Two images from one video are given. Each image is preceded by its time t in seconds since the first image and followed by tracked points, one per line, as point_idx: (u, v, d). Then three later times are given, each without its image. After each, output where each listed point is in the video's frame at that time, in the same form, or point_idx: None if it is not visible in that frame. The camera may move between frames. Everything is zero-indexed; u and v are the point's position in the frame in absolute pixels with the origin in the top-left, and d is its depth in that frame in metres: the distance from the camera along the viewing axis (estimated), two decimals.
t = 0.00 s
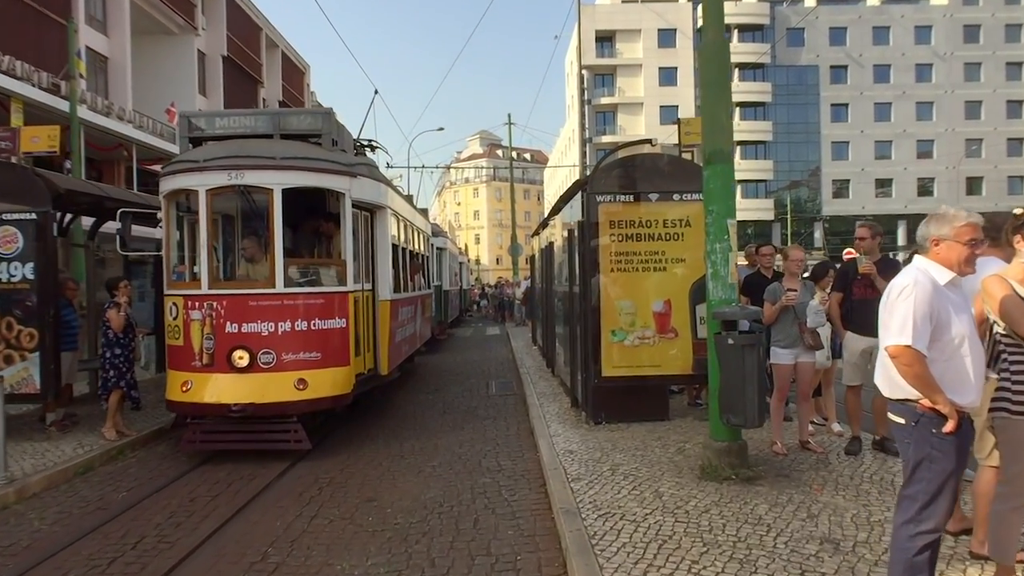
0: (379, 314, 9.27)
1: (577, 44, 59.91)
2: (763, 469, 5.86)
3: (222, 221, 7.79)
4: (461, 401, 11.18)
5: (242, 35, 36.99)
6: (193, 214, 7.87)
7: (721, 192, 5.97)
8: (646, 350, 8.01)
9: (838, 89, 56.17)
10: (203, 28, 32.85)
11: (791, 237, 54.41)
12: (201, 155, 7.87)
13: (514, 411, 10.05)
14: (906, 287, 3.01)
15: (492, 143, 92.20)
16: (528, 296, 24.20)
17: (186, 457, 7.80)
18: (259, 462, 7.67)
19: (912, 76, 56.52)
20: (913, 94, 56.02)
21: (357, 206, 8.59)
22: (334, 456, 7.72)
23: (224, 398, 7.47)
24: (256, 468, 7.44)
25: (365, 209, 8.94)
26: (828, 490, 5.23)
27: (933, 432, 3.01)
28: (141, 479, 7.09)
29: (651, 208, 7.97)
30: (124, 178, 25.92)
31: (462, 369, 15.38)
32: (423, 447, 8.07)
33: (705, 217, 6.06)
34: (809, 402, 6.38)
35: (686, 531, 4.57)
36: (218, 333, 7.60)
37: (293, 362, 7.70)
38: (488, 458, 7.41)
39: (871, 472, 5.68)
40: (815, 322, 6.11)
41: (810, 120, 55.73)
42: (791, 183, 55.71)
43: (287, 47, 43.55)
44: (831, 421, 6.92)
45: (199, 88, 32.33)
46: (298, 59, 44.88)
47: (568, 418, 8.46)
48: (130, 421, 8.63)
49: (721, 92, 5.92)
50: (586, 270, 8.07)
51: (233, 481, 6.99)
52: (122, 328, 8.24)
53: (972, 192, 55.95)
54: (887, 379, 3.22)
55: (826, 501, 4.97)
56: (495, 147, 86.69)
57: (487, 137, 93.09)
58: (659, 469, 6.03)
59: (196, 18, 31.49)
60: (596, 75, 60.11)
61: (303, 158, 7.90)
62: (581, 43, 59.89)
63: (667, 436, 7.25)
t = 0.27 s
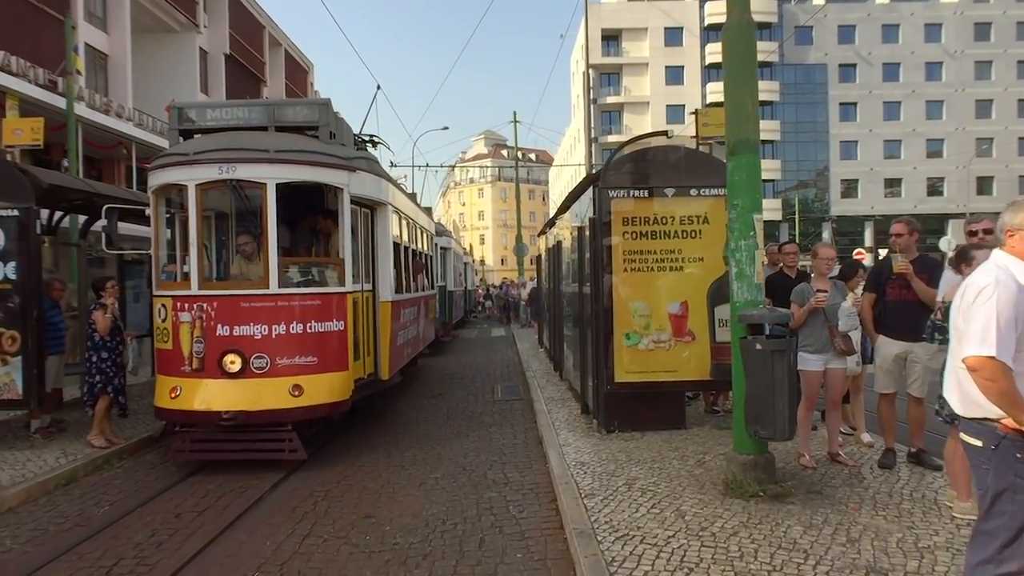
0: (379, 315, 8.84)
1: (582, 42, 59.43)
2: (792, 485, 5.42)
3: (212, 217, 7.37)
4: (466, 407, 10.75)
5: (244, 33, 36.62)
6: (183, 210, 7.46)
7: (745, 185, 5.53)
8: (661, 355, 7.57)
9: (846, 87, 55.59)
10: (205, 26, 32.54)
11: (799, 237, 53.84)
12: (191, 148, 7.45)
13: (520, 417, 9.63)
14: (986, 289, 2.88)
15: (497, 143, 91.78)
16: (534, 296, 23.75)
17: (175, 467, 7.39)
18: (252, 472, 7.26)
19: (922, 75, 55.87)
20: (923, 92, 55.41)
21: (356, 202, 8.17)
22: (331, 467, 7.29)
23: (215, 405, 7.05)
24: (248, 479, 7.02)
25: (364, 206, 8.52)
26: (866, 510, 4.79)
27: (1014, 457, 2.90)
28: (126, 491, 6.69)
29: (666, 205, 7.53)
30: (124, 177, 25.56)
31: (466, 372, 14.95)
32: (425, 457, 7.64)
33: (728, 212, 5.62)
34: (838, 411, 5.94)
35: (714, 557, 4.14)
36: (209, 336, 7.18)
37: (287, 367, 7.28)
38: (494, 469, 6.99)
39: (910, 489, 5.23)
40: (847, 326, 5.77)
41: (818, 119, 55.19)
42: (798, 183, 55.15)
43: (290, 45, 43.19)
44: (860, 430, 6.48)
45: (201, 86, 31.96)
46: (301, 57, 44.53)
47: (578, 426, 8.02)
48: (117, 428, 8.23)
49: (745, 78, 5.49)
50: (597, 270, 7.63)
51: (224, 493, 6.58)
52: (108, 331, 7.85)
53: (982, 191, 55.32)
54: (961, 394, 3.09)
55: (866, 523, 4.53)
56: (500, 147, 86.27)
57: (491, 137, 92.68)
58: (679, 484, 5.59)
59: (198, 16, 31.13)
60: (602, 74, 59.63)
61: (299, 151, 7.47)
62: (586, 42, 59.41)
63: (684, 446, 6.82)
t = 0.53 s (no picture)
0: (377, 317, 8.44)
1: (587, 41, 58.98)
2: (821, 501, 4.98)
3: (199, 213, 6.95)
4: (468, 411, 10.33)
5: (246, 32, 36.29)
6: (169, 206, 7.04)
7: (769, 175, 5.10)
8: (674, 359, 7.15)
9: (853, 85, 55.05)
10: (206, 23, 32.19)
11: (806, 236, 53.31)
12: (177, 140, 7.04)
13: (525, 423, 9.21)
14: None
15: (501, 142, 91.37)
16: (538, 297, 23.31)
17: (160, 478, 6.98)
18: (240, 483, 6.85)
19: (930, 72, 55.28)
20: (931, 90, 54.84)
21: (352, 197, 7.76)
22: (325, 477, 6.87)
23: (201, 412, 6.64)
24: (236, 491, 6.61)
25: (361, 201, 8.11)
26: (906, 532, 4.35)
27: None
28: (106, 504, 6.28)
29: (680, 199, 7.12)
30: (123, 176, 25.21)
31: (469, 374, 14.54)
32: (424, 466, 7.22)
33: (750, 206, 5.19)
34: (867, 420, 5.53)
35: None
36: (195, 338, 6.78)
37: (279, 371, 6.88)
38: (497, 480, 6.57)
39: (950, 506, 4.79)
40: (877, 329, 5.31)
41: (825, 117, 54.65)
42: (805, 182, 54.63)
43: (292, 44, 42.86)
44: (889, 440, 6.06)
45: (202, 84, 31.60)
46: (304, 56, 44.18)
47: (586, 434, 7.60)
48: (100, 435, 7.83)
49: (767, 59, 5.06)
50: (606, 268, 7.21)
51: (209, 507, 6.17)
52: (92, 333, 7.42)
53: (991, 190, 54.70)
54: None
55: (907, 548, 4.10)
56: (504, 147, 85.86)
57: (496, 136, 92.29)
58: (697, 501, 5.17)
59: (199, 13, 30.78)
60: (607, 72, 59.18)
61: (290, 143, 7.06)
62: (591, 40, 58.96)
63: (699, 457, 6.39)
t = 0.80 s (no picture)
0: (374, 320, 8.02)
1: (593, 39, 58.49)
2: (856, 525, 4.55)
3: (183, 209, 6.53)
4: (470, 417, 9.91)
5: (249, 30, 35.93)
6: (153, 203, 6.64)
7: (796, 166, 4.67)
8: (688, 365, 6.71)
9: (862, 84, 54.47)
10: (207, 21, 31.80)
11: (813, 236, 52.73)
12: (161, 131, 6.63)
13: (530, 430, 8.79)
14: None
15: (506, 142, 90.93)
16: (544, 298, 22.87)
17: (143, 490, 6.58)
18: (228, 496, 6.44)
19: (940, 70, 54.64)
20: (941, 88, 54.20)
21: (347, 193, 7.35)
22: (317, 490, 6.46)
23: (185, 421, 6.23)
24: (223, 504, 6.20)
25: (357, 197, 7.69)
26: (953, 562, 3.92)
27: None
28: (83, 519, 5.88)
29: (695, 194, 6.68)
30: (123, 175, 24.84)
31: (472, 377, 14.13)
32: (423, 478, 6.80)
33: (776, 200, 4.76)
34: (902, 433, 5.09)
35: None
36: (179, 343, 6.37)
37: (268, 378, 6.47)
38: (500, 495, 6.15)
39: (999, 531, 4.35)
40: (914, 333, 4.94)
41: (833, 116, 54.08)
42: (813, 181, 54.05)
43: (295, 42, 42.49)
44: (923, 454, 5.62)
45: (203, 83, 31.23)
46: (307, 55, 43.78)
47: (595, 444, 7.18)
48: (83, 444, 7.43)
49: (793, 39, 4.63)
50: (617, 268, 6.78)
51: (192, 523, 5.77)
52: (74, 336, 6.97)
53: (1002, 189, 54.03)
54: None
55: None
56: (509, 147, 85.43)
57: (500, 136, 91.84)
58: (718, 523, 4.74)
59: (200, 11, 30.41)
60: (612, 71, 58.69)
61: (281, 135, 6.64)
62: (597, 39, 58.48)
63: (717, 471, 5.96)
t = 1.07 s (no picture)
0: (377, 322, 7.62)
1: (602, 37, 57.96)
2: (904, 554, 4.12)
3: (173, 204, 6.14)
4: (479, 424, 9.50)
5: (255, 28, 35.61)
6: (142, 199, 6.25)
7: (837, 155, 4.24)
8: (710, 372, 6.27)
9: (875, 81, 53.76)
10: (214, 19, 31.51)
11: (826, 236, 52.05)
12: (150, 122, 6.24)
13: (541, 439, 8.38)
14: None
15: (515, 142, 90.50)
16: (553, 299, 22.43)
17: (131, 503, 6.19)
18: (221, 510, 6.05)
19: (955, 68, 53.86)
20: (956, 86, 53.44)
21: (347, 189, 6.95)
22: (315, 505, 6.06)
23: (173, 431, 5.83)
24: (215, 520, 5.81)
25: (358, 193, 7.29)
26: None
27: None
28: (66, 536, 5.49)
29: (718, 189, 6.25)
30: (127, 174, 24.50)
31: (481, 381, 13.73)
32: (428, 492, 6.40)
33: (814, 193, 4.33)
34: (950, 449, 4.65)
35: None
36: (169, 348, 5.98)
37: (263, 384, 6.08)
38: (511, 512, 5.74)
39: None
40: (968, 339, 4.50)
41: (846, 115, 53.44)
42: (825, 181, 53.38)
43: (303, 41, 42.18)
44: (968, 471, 5.20)
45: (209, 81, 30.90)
46: (315, 53, 43.48)
47: (610, 456, 6.76)
48: (72, 453, 7.05)
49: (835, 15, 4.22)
50: (634, 268, 6.35)
51: (181, 542, 5.38)
52: (60, 340, 6.60)
53: (1019, 188, 53.30)
54: None
55: None
56: (518, 146, 84.98)
57: (509, 136, 91.49)
58: (751, 549, 4.31)
59: (206, 9, 30.11)
60: (622, 69, 58.14)
61: (277, 126, 6.25)
62: (606, 37, 57.94)
63: (746, 489, 5.52)
